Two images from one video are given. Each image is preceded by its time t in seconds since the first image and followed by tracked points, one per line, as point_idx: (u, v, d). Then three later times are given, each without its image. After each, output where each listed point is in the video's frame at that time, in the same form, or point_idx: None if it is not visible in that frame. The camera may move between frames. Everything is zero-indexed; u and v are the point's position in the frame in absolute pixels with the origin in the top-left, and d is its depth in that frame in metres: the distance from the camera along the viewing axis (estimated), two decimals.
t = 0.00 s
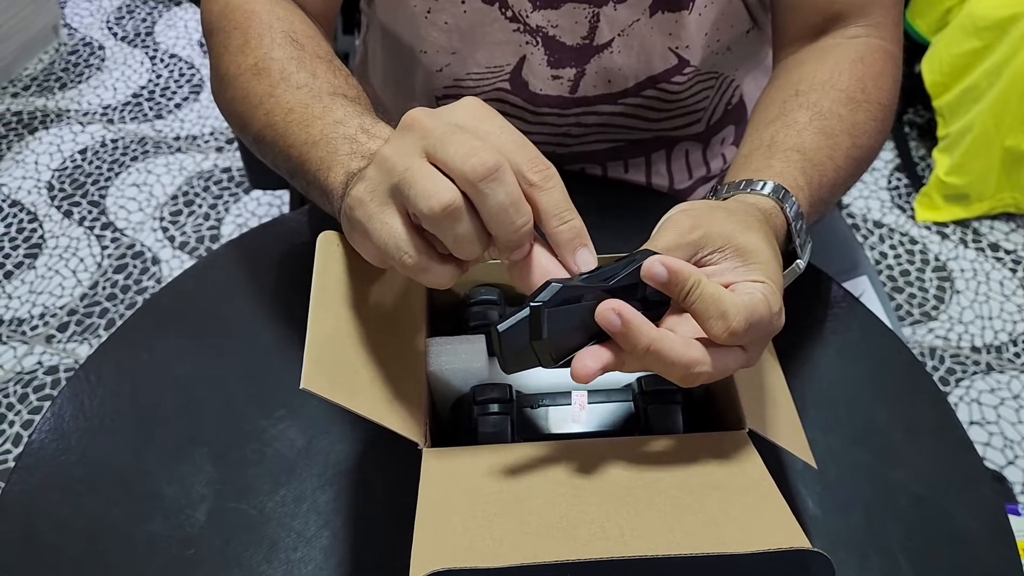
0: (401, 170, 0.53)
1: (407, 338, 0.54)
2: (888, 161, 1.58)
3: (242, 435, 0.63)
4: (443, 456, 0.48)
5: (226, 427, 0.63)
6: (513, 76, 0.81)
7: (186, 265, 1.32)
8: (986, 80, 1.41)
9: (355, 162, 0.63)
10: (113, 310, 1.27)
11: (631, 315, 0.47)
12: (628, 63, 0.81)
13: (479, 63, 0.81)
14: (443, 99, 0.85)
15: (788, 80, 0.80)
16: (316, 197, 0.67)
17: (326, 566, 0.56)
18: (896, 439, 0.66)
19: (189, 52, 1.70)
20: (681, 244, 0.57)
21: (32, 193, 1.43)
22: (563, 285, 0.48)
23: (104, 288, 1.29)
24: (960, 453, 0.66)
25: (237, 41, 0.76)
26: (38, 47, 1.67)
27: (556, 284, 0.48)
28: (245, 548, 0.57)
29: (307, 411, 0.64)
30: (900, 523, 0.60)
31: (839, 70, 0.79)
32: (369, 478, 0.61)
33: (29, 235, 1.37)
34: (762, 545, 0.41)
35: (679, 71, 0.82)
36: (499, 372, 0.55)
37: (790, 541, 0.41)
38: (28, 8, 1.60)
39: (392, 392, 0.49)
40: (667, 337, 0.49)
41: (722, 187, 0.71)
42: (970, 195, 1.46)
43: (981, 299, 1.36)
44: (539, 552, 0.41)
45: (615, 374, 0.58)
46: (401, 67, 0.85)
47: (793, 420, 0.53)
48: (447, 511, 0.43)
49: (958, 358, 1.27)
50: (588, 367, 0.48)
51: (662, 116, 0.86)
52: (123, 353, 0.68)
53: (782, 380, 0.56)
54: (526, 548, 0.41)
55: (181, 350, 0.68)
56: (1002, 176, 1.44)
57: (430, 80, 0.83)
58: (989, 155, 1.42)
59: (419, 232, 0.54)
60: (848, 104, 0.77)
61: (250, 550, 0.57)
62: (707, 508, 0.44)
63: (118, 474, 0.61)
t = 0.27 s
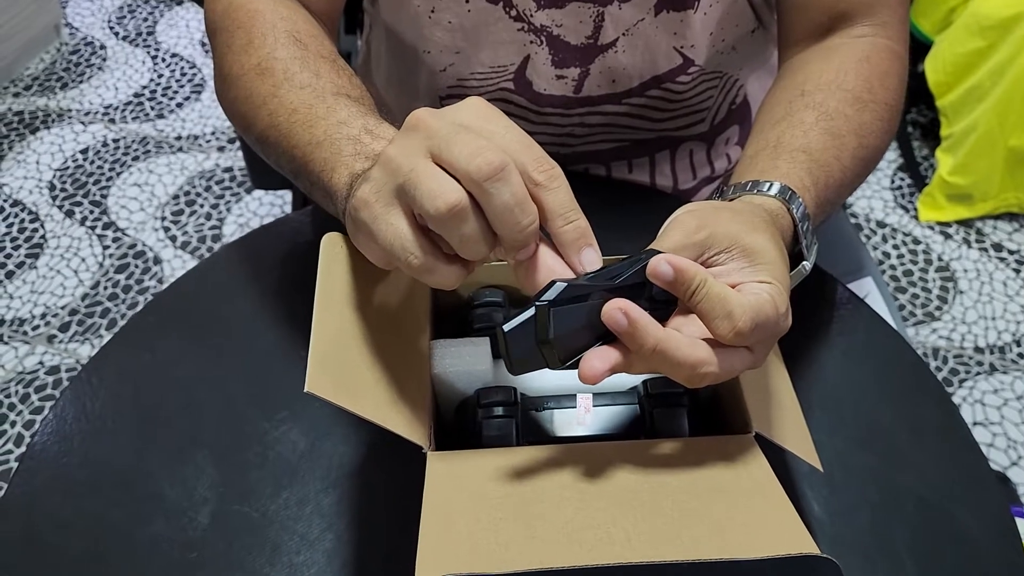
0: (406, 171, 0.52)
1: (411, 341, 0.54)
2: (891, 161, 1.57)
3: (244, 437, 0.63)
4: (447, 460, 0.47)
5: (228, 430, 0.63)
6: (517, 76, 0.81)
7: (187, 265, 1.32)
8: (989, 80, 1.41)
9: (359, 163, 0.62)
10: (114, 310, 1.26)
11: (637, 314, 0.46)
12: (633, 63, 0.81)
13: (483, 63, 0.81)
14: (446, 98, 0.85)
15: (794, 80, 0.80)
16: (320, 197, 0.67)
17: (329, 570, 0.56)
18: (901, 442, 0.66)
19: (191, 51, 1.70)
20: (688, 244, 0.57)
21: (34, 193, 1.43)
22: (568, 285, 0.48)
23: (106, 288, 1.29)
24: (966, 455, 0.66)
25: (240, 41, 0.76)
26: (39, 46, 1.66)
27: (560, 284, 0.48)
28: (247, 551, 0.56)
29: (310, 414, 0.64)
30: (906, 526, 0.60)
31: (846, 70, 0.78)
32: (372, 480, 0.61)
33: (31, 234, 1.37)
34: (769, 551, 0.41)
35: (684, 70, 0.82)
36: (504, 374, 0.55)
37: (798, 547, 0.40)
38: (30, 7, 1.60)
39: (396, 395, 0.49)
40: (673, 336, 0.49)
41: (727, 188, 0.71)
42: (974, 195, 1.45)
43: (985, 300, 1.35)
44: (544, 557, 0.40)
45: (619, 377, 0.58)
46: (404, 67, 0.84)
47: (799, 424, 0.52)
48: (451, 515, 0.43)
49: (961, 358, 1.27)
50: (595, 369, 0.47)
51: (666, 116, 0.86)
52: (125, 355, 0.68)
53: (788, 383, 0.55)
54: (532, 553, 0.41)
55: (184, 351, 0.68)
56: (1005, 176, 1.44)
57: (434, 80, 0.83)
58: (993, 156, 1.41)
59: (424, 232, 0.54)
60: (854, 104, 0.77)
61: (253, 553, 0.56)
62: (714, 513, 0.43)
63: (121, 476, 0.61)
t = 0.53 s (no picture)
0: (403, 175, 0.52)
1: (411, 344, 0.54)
2: (893, 161, 1.57)
3: (244, 439, 0.63)
4: (448, 464, 0.47)
5: (228, 432, 0.63)
6: (517, 76, 0.81)
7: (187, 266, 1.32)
8: (990, 80, 1.40)
9: (357, 166, 0.62)
10: (115, 310, 1.26)
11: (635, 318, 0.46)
12: (633, 64, 0.80)
13: (483, 64, 0.80)
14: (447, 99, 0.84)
15: (795, 81, 0.80)
16: (320, 200, 0.67)
17: (329, 572, 0.56)
18: (902, 444, 0.65)
19: (191, 51, 1.70)
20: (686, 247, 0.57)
21: (34, 193, 1.42)
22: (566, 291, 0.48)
23: (106, 288, 1.29)
24: (968, 457, 0.65)
25: (240, 41, 0.76)
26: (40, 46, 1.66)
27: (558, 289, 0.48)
28: (247, 553, 0.56)
29: (310, 416, 0.64)
30: (907, 528, 0.60)
31: (847, 70, 0.78)
32: (373, 482, 0.61)
33: (31, 235, 1.37)
34: (770, 555, 0.40)
35: (684, 71, 0.82)
36: (504, 377, 0.55)
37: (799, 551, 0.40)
38: (30, 7, 1.60)
39: (397, 400, 0.48)
40: (672, 340, 0.49)
41: (728, 189, 0.71)
42: (975, 195, 1.45)
43: (986, 300, 1.35)
44: (544, 561, 0.40)
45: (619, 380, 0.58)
46: (405, 68, 0.84)
47: (800, 426, 0.52)
48: (451, 519, 0.43)
49: (963, 359, 1.27)
50: (595, 373, 0.47)
51: (667, 117, 0.86)
52: (125, 357, 0.68)
53: (789, 385, 0.55)
54: (531, 557, 0.40)
55: (184, 353, 0.68)
56: (1007, 176, 1.43)
57: (434, 80, 0.83)
58: (994, 156, 1.41)
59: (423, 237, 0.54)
60: (855, 105, 0.77)
61: (253, 556, 0.56)
62: (715, 517, 0.43)
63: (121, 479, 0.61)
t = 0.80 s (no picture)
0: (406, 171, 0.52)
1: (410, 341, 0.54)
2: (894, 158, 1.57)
3: (245, 437, 0.63)
4: (448, 461, 0.47)
5: (229, 430, 0.63)
6: (518, 74, 0.81)
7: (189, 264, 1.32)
8: (993, 77, 1.40)
9: (365, 159, 0.62)
10: (116, 308, 1.26)
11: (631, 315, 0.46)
12: (634, 61, 0.80)
13: (484, 61, 0.80)
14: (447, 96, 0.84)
15: (796, 78, 0.80)
16: (325, 194, 0.67)
17: (330, 570, 0.56)
18: (903, 441, 0.65)
19: (192, 50, 1.70)
20: (684, 244, 0.57)
21: (36, 192, 1.42)
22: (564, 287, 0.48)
23: (108, 287, 1.29)
24: (969, 455, 0.65)
25: (240, 39, 0.75)
26: (40, 45, 1.66)
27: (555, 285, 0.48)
28: (248, 551, 0.56)
29: (311, 414, 0.64)
30: (909, 526, 0.60)
31: (848, 67, 0.78)
32: (373, 481, 0.61)
33: (32, 233, 1.37)
34: (770, 553, 0.40)
35: (685, 68, 0.82)
36: (504, 375, 0.55)
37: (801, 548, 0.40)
38: (31, 6, 1.60)
39: (397, 396, 0.48)
40: (668, 337, 0.48)
41: (728, 187, 0.71)
42: (977, 192, 1.45)
43: (988, 297, 1.35)
44: (545, 559, 0.40)
45: (620, 378, 0.58)
46: (406, 65, 0.84)
47: (800, 425, 0.52)
48: (451, 517, 0.43)
49: (965, 356, 1.26)
50: (590, 370, 0.47)
51: (669, 114, 0.85)
52: (126, 355, 0.68)
53: (789, 384, 0.55)
54: (532, 555, 0.40)
55: (185, 352, 0.68)
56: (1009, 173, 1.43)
57: (435, 78, 0.83)
58: (996, 153, 1.41)
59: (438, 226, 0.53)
60: (857, 101, 0.77)
61: (254, 554, 0.56)
62: (716, 515, 0.43)
63: (122, 477, 0.60)
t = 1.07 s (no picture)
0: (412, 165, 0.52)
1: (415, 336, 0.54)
2: (897, 156, 1.57)
3: (249, 435, 0.63)
4: (453, 458, 0.47)
5: (233, 428, 0.63)
6: (520, 69, 0.81)
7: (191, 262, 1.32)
8: (996, 74, 1.39)
9: (372, 153, 0.62)
10: (119, 306, 1.27)
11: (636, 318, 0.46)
12: (637, 57, 0.80)
13: (487, 57, 0.80)
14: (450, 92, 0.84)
15: (800, 74, 0.80)
16: (331, 189, 0.67)
17: (334, 568, 0.56)
18: (908, 438, 0.65)
19: (194, 48, 1.70)
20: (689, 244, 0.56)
21: (38, 190, 1.42)
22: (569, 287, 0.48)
23: (110, 285, 1.29)
24: (974, 453, 0.65)
25: (243, 34, 0.75)
26: (42, 43, 1.66)
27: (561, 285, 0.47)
28: (251, 548, 0.56)
29: (315, 412, 0.64)
30: (914, 523, 0.60)
31: (853, 63, 0.78)
32: (377, 478, 0.61)
33: (35, 232, 1.37)
34: (777, 550, 0.40)
35: (689, 64, 0.82)
36: (508, 372, 0.55)
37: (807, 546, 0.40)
38: (33, 4, 1.60)
39: (401, 393, 0.48)
40: (673, 338, 0.48)
41: (732, 183, 0.71)
42: (980, 189, 1.45)
43: (991, 295, 1.35)
44: (550, 557, 0.40)
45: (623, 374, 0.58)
46: (408, 61, 0.84)
47: (805, 424, 0.52)
48: (456, 514, 0.43)
49: (968, 354, 1.26)
50: (594, 371, 0.47)
51: (675, 109, 0.85)
52: (130, 353, 0.68)
53: (795, 382, 0.55)
54: (536, 552, 0.40)
55: (188, 349, 0.68)
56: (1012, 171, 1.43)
57: (438, 73, 0.83)
58: (999, 151, 1.40)
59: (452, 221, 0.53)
60: (862, 97, 0.76)
61: (258, 551, 0.56)
62: (721, 513, 0.43)
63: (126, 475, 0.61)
